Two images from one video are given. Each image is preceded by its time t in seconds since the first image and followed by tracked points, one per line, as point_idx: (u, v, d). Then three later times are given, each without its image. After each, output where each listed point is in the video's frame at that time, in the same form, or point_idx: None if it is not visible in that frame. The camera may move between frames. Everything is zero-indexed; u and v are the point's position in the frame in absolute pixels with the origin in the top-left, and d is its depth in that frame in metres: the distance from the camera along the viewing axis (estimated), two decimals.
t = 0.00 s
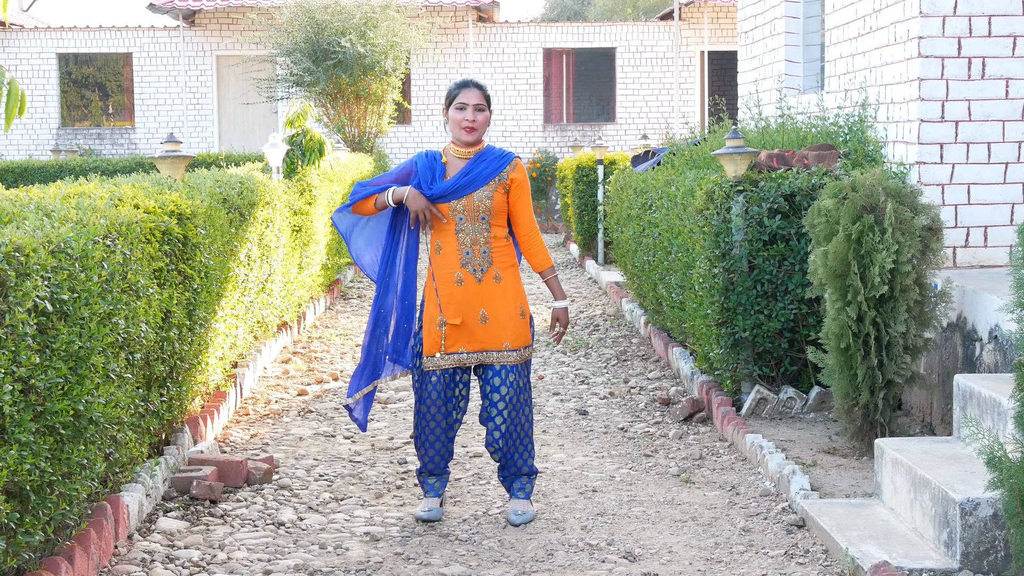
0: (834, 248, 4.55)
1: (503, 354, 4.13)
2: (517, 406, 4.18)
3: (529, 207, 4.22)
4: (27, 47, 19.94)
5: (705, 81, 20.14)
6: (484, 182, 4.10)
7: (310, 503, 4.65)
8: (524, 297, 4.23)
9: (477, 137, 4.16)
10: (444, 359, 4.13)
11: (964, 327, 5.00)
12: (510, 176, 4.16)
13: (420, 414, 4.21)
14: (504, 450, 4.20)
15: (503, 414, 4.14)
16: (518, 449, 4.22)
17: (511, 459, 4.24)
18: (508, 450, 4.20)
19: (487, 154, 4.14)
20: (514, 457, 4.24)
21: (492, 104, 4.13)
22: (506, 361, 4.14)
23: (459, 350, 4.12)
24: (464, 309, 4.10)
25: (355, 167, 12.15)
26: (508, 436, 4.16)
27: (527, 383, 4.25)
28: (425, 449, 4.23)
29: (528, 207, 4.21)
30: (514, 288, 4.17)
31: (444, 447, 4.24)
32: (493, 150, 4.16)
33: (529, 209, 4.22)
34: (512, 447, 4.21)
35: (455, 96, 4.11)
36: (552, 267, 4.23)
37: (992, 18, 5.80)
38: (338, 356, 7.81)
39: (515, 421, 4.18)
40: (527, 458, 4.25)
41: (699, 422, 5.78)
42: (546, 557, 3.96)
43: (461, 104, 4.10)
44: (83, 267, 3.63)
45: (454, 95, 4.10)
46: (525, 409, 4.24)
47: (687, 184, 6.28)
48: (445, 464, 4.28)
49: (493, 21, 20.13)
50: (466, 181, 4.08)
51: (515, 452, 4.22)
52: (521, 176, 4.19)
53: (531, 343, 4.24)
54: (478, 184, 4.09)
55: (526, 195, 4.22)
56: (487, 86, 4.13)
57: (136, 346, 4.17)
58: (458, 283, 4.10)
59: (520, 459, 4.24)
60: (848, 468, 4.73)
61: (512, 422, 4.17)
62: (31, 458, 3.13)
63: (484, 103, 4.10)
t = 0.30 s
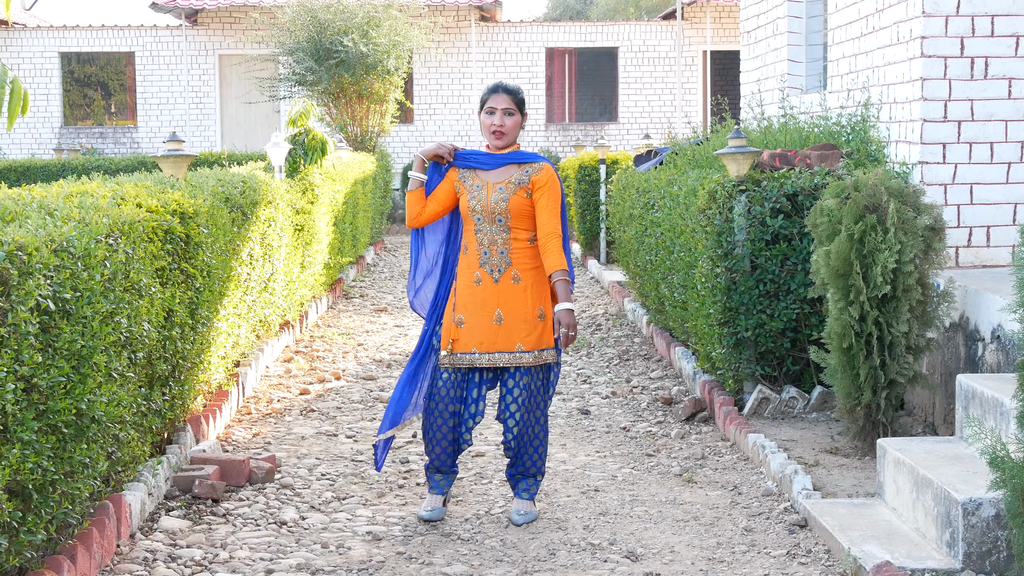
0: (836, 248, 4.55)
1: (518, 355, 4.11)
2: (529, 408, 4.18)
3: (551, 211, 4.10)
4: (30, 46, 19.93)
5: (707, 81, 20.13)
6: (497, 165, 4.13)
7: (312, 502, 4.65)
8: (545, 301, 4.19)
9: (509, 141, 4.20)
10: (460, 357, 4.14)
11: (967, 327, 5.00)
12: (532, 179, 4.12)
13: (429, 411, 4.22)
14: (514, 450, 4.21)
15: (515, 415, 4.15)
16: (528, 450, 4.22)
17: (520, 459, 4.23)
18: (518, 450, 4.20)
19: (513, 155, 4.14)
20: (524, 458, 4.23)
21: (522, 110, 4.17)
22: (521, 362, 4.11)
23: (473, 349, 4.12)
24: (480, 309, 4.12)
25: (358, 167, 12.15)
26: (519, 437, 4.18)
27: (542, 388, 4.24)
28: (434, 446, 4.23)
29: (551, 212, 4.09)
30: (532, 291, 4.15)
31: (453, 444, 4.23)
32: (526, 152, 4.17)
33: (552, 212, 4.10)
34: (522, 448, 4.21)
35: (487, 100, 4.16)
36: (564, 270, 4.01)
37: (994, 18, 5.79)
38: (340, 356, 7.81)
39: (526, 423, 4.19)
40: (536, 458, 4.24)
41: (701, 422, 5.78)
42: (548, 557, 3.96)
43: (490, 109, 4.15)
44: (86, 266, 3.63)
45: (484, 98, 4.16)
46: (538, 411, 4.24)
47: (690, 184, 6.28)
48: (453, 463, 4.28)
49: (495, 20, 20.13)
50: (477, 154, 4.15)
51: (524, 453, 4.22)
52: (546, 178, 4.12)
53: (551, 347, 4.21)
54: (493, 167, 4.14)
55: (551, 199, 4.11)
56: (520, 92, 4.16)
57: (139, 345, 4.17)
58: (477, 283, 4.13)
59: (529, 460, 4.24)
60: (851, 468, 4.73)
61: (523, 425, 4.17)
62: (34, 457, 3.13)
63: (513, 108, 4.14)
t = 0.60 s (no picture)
0: (837, 248, 4.55)
1: (517, 361, 4.11)
2: (529, 413, 4.17)
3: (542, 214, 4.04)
4: (31, 45, 19.93)
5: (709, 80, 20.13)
6: (510, 169, 4.16)
7: (313, 501, 4.65)
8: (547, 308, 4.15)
9: (525, 146, 4.21)
10: (464, 360, 4.16)
11: (967, 327, 5.00)
12: (535, 186, 4.12)
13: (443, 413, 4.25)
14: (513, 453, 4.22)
15: (513, 421, 4.16)
16: (528, 454, 4.22)
17: (520, 462, 4.25)
18: (517, 454, 4.22)
19: (525, 161, 4.15)
20: (524, 461, 4.24)
21: (539, 115, 4.18)
22: (520, 368, 4.11)
23: (476, 353, 4.13)
24: (482, 313, 4.13)
25: (359, 167, 12.15)
26: (518, 442, 4.18)
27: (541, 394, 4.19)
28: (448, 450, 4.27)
29: (540, 215, 4.03)
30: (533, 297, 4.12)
31: (467, 449, 4.26)
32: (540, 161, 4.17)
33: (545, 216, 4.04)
34: (521, 452, 4.21)
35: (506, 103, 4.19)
36: (530, 269, 3.90)
37: (995, 17, 5.79)
38: (341, 355, 7.81)
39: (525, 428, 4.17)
40: (536, 462, 4.24)
41: (702, 422, 5.78)
42: (549, 557, 3.96)
43: (508, 112, 4.17)
44: (87, 265, 3.63)
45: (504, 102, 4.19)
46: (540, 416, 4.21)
47: (691, 183, 6.27)
48: (470, 469, 4.30)
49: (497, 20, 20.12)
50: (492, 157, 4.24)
51: (523, 456, 4.23)
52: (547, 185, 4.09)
53: (551, 355, 4.17)
54: (506, 171, 4.18)
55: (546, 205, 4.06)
56: (540, 97, 4.16)
57: (140, 344, 4.17)
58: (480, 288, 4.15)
59: (529, 463, 4.24)
60: (851, 468, 4.73)
61: (522, 430, 4.16)
62: (35, 457, 3.13)
63: (529, 113, 4.15)
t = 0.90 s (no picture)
0: (838, 248, 4.55)
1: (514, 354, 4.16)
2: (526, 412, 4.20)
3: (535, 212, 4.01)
4: (31, 46, 19.93)
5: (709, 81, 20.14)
6: (509, 163, 4.14)
7: (313, 502, 4.65)
8: (546, 303, 4.18)
9: (527, 143, 4.20)
10: (460, 352, 4.18)
11: (967, 327, 5.01)
12: (535, 181, 4.09)
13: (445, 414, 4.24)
14: (511, 451, 4.25)
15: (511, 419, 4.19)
16: (525, 453, 4.24)
17: (519, 461, 4.26)
18: (515, 453, 4.24)
19: (525, 156, 4.12)
20: (523, 460, 4.25)
21: (544, 114, 4.17)
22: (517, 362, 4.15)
23: (472, 344, 4.16)
24: (480, 305, 4.14)
25: (359, 167, 12.16)
26: (515, 440, 4.22)
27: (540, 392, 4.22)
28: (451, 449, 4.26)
29: (534, 212, 4.01)
30: (531, 291, 4.14)
31: (469, 447, 4.24)
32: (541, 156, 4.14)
33: (539, 211, 4.01)
34: (519, 450, 4.24)
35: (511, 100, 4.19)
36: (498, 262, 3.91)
37: (996, 18, 5.79)
38: (342, 356, 7.81)
39: (522, 426, 4.20)
40: (535, 461, 4.25)
41: (703, 422, 5.78)
42: (549, 557, 3.96)
43: (512, 109, 4.17)
44: (87, 266, 3.63)
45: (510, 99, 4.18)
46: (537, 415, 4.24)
47: (691, 184, 6.27)
48: (476, 466, 4.29)
49: (497, 21, 20.12)
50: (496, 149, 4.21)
51: (522, 455, 4.24)
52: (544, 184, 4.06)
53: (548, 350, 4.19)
54: (506, 165, 4.16)
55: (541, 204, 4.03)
56: (546, 96, 4.15)
57: (140, 346, 4.17)
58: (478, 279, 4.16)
59: (528, 462, 4.25)
60: (851, 469, 4.73)
61: (519, 428, 4.20)
62: (35, 457, 3.14)
63: (533, 111, 4.14)
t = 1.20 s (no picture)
0: (838, 248, 4.55)
1: (518, 350, 4.14)
2: (529, 408, 4.21)
3: (539, 202, 4.04)
4: (31, 47, 19.93)
5: (709, 82, 20.14)
6: (499, 159, 4.14)
7: (313, 503, 4.65)
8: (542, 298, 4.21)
9: (511, 138, 4.17)
10: (462, 353, 4.15)
11: (967, 328, 5.01)
12: (531, 176, 4.12)
13: (446, 414, 4.23)
14: (515, 449, 4.22)
15: (516, 415, 4.19)
16: (529, 449, 4.24)
17: (522, 459, 4.25)
18: (519, 450, 4.22)
19: (516, 152, 4.13)
20: (526, 458, 4.25)
21: (527, 108, 4.13)
22: (520, 357, 4.15)
23: (474, 344, 4.14)
24: (480, 304, 4.13)
25: (359, 168, 12.16)
26: (521, 437, 4.21)
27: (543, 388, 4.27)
28: (452, 450, 4.26)
29: (537, 202, 4.04)
30: (528, 285, 4.15)
31: (471, 445, 4.25)
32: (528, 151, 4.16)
33: (542, 200, 4.05)
34: (524, 448, 4.23)
35: (493, 96, 4.14)
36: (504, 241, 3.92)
37: (996, 18, 5.79)
38: (342, 357, 7.81)
39: (527, 422, 4.22)
40: (538, 458, 4.26)
41: (702, 423, 5.78)
42: (549, 558, 3.96)
43: (495, 105, 4.12)
44: (87, 268, 3.63)
45: (491, 94, 4.13)
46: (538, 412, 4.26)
47: (691, 185, 6.28)
48: (475, 465, 4.30)
49: (497, 22, 20.14)
50: (478, 146, 4.16)
51: (526, 452, 4.24)
52: (541, 177, 4.10)
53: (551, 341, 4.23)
54: (494, 162, 4.15)
55: (544, 192, 4.07)
56: (527, 90, 4.13)
57: (140, 346, 4.17)
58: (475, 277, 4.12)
59: (531, 459, 4.26)
60: (851, 469, 4.73)
61: (523, 423, 4.20)
62: (35, 458, 3.14)
63: (518, 105, 4.11)
